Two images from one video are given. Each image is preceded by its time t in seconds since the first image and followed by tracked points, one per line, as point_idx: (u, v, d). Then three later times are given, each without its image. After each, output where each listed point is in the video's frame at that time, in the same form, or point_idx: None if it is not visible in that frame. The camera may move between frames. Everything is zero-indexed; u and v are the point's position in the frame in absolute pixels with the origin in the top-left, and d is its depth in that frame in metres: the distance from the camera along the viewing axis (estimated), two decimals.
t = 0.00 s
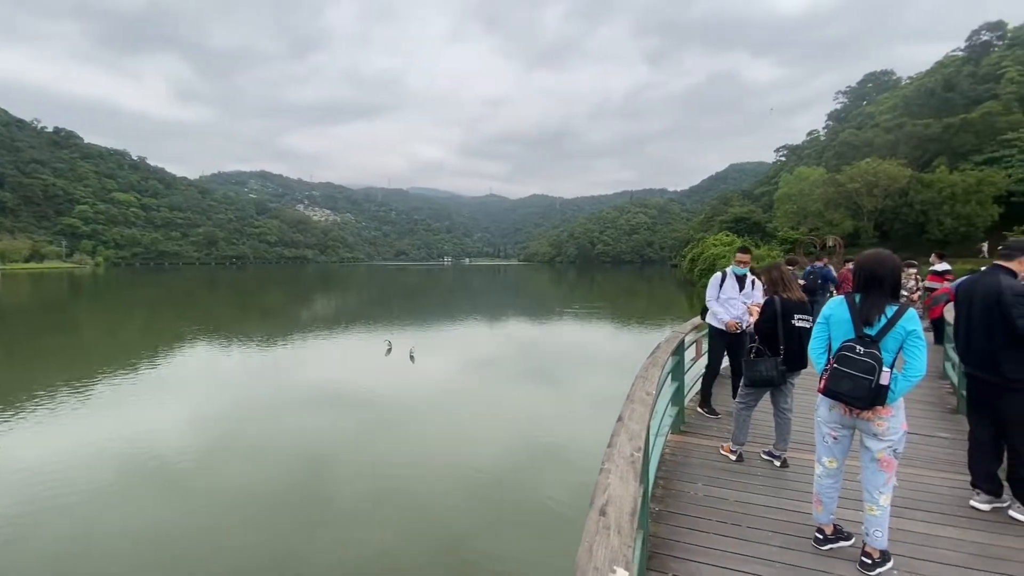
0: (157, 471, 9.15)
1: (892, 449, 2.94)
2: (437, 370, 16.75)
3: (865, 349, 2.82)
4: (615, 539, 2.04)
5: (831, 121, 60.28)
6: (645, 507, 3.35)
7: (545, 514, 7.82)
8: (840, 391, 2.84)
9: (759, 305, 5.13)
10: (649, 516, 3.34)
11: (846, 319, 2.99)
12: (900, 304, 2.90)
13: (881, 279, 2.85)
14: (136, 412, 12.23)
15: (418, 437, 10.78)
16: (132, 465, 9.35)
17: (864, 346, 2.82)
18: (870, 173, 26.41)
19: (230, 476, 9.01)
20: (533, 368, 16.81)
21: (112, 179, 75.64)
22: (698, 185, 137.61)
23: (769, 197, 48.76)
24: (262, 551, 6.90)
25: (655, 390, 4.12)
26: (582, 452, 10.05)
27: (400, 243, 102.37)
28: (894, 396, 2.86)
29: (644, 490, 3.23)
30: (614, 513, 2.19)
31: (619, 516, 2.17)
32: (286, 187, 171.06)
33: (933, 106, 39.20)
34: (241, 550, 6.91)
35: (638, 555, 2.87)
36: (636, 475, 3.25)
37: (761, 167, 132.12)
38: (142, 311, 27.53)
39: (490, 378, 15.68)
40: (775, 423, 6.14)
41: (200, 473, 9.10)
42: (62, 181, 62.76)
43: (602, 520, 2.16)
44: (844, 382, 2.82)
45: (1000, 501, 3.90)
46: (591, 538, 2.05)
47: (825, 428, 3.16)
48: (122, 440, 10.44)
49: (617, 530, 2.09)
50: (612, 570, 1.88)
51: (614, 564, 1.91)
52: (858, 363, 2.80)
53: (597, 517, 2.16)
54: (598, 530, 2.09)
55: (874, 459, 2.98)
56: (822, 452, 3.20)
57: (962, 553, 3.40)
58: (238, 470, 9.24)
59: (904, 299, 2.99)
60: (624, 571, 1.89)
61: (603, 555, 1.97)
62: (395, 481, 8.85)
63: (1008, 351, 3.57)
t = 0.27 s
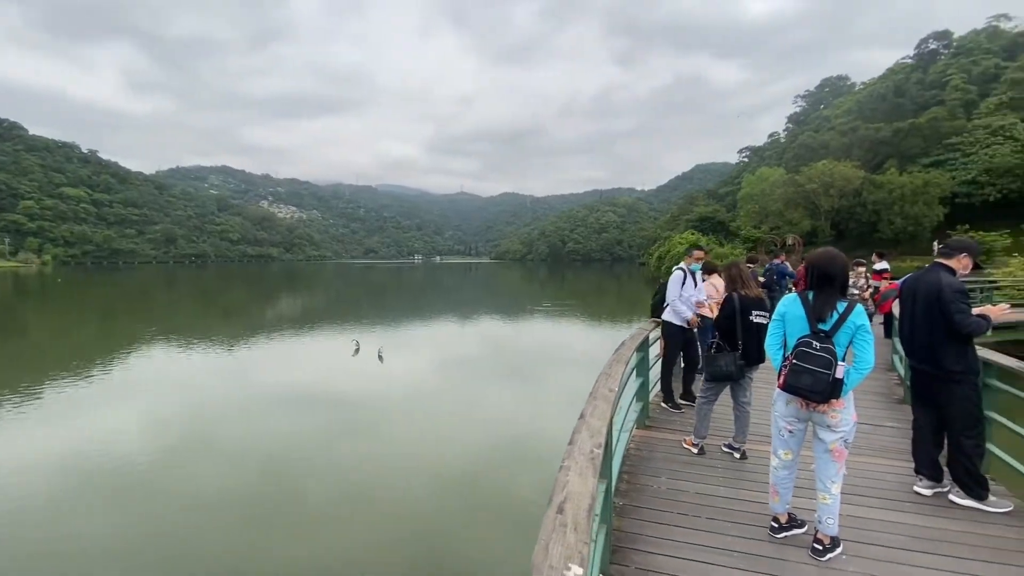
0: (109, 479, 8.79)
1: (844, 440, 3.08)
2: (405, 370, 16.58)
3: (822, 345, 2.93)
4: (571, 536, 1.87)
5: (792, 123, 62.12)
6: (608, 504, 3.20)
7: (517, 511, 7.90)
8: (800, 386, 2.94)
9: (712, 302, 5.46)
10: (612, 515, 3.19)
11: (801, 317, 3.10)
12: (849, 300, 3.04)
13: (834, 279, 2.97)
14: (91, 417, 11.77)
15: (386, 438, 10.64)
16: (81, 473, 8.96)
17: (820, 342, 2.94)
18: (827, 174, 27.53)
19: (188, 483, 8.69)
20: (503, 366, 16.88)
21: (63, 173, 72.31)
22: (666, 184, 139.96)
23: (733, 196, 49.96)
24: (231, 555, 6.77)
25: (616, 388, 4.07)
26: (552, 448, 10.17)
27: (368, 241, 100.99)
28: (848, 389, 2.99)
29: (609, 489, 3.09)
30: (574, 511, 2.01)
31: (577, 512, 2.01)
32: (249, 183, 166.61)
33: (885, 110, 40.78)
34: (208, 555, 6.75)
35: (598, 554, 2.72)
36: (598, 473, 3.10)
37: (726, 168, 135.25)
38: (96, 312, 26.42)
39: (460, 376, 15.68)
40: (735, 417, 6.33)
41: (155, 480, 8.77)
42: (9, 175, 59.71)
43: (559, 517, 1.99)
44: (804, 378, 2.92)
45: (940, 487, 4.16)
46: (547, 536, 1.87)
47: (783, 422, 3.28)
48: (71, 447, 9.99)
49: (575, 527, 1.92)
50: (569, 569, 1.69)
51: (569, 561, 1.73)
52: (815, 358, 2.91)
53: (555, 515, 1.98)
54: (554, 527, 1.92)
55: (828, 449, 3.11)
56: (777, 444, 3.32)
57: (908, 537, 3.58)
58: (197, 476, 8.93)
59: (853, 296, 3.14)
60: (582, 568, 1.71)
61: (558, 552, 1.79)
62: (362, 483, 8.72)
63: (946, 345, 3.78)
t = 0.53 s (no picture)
0: (62, 491, 8.45)
1: (793, 432, 3.21)
2: (372, 370, 16.41)
3: (774, 341, 3.05)
4: (524, 537, 1.78)
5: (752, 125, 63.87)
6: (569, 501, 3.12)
7: (485, 510, 7.93)
8: (755, 381, 3.05)
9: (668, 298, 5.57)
10: (572, 512, 3.11)
11: (755, 314, 3.20)
12: (798, 298, 3.16)
13: (785, 278, 3.09)
14: (38, 425, 11.24)
15: (355, 438, 10.56)
16: (30, 485, 8.58)
17: (773, 339, 3.05)
18: (784, 176, 28.53)
19: (150, 489, 8.52)
20: (471, 364, 16.89)
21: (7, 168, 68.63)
22: (632, 184, 142.04)
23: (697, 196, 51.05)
24: (195, 565, 6.63)
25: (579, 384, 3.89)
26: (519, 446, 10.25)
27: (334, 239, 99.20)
28: (797, 383, 3.12)
29: (569, 485, 3.00)
30: (529, 510, 1.92)
31: (532, 512, 1.91)
32: (209, 179, 161.40)
33: (838, 115, 42.34)
34: (171, 566, 6.59)
35: (557, 552, 2.62)
36: (559, 469, 3.01)
37: (690, 168, 138.14)
38: (43, 315, 25.19)
39: (427, 376, 15.61)
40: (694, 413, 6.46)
41: (112, 491, 8.48)
42: None
43: (514, 517, 1.89)
44: (757, 373, 3.03)
45: (884, 474, 4.38)
46: (499, 537, 1.79)
47: (738, 416, 3.37)
48: (18, 457, 9.54)
49: (528, 527, 1.82)
50: (521, 569, 1.63)
51: (520, 563, 1.66)
52: (768, 354, 3.02)
53: (509, 514, 1.89)
54: (508, 528, 1.83)
55: (780, 441, 3.23)
56: (734, 438, 3.42)
57: (856, 524, 3.73)
58: (160, 483, 8.75)
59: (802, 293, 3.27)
60: (532, 569, 1.64)
61: (509, 555, 1.70)
62: (332, 485, 8.66)
63: (888, 340, 3.96)
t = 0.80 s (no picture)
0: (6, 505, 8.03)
1: (744, 426, 3.29)
2: (336, 372, 16.15)
3: (722, 338, 3.14)
4: (473, 539, 1.64)
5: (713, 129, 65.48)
6: (528, 500, 2.99)
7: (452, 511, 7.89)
8: (701, 376, 3.14)
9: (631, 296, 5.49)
10: (532, 512, 2.98)
11: (704, 311, 3.30)
12: (748, 295, 3.25)
13: (732, 276, 3.19)
14: None
15: (320, 441, 10.44)
16: None
17: (721, 335, 3.14)
18: (743, 178, 29.36)
19: (103, 498, 8.25)
20: (437, 364, 16.79)
21: None
22: (599, 184, 143.65)
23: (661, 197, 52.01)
24: None
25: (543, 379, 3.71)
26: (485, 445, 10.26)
27: (298, 238, 96.98)
28: (744, 378, 3.21)
29: (529, 484, 2.87)
30: (481, 511, 1.78)
31: (483, 514, 1.76)
32: (164, 175, 155.37)
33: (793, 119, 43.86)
34: None
35: (514, 552, 2.48)
36: (518, 469, 2.88)
37: (655, 168, 140.65)
38: None
39: (393, 376, 15.47)
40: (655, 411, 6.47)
41: (63, 503, 8.13)
42: None
43: (464, 520, 1.74)
44: (704, 368, 3.12)
45: (831, 464, 4.56)
46: (449, 541, 1.64)
47: (693, 411, 3.44)
48: None
49: (478, 530, 1.68)
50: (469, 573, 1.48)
51: (468, 566, 1.51)
52: (714, 349, 3.11)
53: (460, 517, 1.75)
54: (457, 531, 1.68)
55: (731, 434, 3.31)
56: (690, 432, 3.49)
57: (806, 513, 3.87)
58: (114, 491, 8.49)
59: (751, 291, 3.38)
60: (482, 572, 1.50)
61: (457, 558, 1.56)
62: (296, 488, 8.56)
63: (834, 335, 4.12)
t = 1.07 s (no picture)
0: None
1: (696, 421, 3.34)
2: (296, 375, 15.78)
3: (671, 334, 3.21)
4: (421, 544, 1.42)
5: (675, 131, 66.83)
6: (487, 503, 2.75)
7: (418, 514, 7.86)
8: (651, 371, 3.22)
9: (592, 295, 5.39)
10: (491, 515, 2.74)
11: (657, 309, 3.38)
12: (700, 293, 3.29)
13: (683, 274, 3.27)
14: None
15: (279, 446, 10.24)
16: None
17: (669, 332, 3.21)
18: (703, 180, 30.09)
19: (48, 510, 7.88)
20: (400, 366, 16.61)
21: None
22: (565, 184, 144.91)
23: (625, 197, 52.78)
24: None
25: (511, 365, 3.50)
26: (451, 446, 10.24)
27: (259, 237, 94.38)
28: (695, 373, 3.27)
29: (488, 485, 2.64)
30: (430, 515, 1.55)
31: (433, 518, 1.53)
32: (115, 171, 148.76)
33: (749, 123, 45.29)
34: None
35: (470, 557, 2.24)
36: (476, 470, 2.64)
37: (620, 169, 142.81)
38: None
39: (355, 378, 15.22)
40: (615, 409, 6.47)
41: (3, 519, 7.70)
42: None
43: (413, 524, 1.51)
44: (653, 363, 3.21)
45: (782, 455, 4.70)
46: (394, 546, 1.42)
47: (648, 406, 3.49)
48: None
49: (427, 536, 1.45)
50: None
51: (413, 572, 1.30)
52: (663, 346, 3.19)
53: (406, 522, 1.51)
54: (405, 536, 1.45)
55: (684, 429, 3.36)
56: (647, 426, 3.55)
57: (759, 505, 3.95)
58: (61, 502, 8.13)
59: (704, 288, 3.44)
60: None
61: (402, 566, 1.33)
62: (255, 495, 8.39)
63: (783, 331, 4.26)
